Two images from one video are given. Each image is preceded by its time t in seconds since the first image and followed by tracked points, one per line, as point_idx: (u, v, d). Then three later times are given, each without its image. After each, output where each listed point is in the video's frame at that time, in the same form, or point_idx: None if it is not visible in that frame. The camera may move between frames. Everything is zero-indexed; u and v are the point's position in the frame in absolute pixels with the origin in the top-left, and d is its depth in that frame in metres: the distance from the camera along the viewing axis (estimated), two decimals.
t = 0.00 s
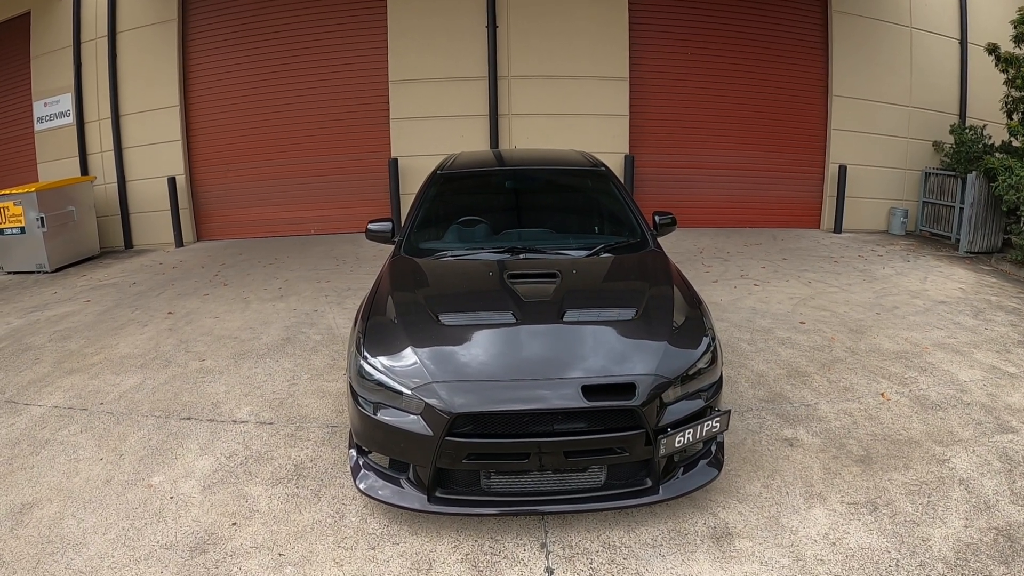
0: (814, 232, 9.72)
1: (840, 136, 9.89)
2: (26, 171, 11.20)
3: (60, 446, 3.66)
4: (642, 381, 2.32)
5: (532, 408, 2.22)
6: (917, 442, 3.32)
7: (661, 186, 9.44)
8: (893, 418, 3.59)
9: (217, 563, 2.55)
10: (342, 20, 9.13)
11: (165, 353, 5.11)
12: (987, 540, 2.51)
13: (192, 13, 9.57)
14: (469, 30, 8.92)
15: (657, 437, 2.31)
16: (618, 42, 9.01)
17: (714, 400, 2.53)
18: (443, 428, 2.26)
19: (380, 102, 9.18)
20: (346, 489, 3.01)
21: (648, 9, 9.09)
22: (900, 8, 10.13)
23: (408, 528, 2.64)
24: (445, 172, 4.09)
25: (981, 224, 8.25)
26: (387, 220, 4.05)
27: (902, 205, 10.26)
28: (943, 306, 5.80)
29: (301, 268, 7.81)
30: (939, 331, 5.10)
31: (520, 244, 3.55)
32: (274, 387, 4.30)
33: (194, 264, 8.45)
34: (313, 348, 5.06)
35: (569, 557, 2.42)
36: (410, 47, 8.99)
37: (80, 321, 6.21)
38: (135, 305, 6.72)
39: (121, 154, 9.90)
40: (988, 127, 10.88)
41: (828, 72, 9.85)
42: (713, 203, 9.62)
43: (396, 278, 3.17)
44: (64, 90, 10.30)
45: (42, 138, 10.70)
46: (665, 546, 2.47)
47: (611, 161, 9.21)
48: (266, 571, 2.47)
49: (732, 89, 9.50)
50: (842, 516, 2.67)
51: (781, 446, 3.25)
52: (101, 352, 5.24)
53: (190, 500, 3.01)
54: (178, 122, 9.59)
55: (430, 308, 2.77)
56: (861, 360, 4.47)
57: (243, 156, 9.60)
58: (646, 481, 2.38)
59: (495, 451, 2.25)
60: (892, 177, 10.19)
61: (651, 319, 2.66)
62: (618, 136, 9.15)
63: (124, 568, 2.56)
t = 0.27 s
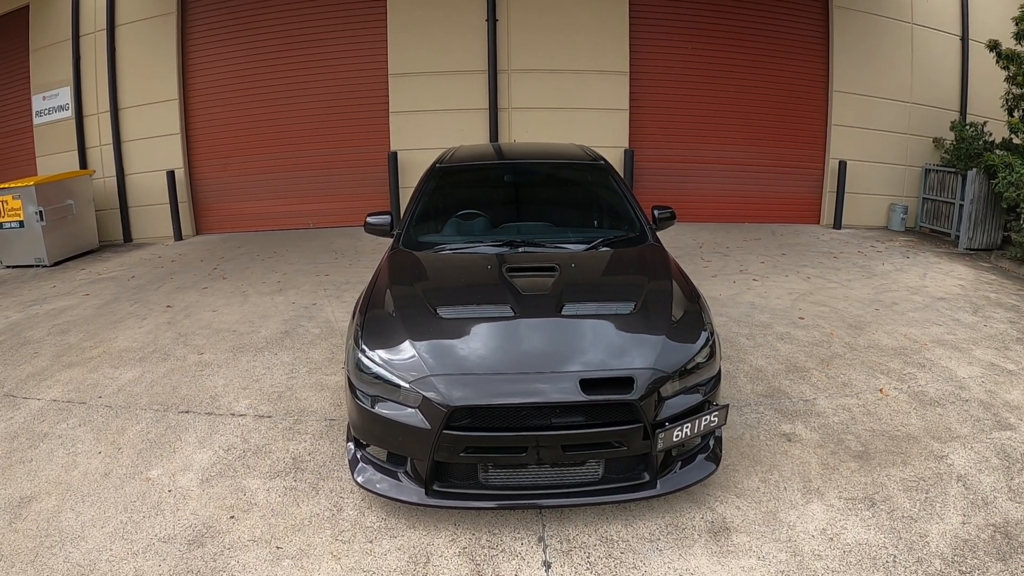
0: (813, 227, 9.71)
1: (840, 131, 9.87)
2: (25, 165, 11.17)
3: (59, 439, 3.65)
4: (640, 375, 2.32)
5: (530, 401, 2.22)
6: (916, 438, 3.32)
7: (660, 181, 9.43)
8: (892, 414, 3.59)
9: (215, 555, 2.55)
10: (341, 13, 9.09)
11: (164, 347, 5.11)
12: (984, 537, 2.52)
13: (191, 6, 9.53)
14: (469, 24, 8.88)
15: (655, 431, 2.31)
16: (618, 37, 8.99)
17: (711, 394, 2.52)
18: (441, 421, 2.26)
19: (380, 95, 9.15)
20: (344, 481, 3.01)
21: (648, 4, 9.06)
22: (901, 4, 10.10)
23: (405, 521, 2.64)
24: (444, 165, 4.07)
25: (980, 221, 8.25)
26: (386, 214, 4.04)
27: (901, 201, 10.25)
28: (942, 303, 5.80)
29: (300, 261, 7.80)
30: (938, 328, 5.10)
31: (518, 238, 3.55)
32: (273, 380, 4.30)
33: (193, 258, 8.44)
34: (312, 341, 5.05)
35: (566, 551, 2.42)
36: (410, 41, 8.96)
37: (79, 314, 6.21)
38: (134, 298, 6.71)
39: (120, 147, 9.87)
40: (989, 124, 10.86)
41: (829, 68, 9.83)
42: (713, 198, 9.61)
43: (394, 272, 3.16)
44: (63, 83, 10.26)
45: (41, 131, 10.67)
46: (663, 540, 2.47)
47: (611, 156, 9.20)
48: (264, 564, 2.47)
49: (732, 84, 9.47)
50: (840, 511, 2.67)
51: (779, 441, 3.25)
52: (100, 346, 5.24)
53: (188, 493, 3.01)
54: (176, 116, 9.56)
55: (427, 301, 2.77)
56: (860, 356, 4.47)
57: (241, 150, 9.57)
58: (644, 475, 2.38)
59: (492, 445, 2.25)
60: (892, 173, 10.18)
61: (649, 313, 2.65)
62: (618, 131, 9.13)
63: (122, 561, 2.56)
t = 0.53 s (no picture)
0: (812, 219, 9.70)
1: (840, 123, 9.84)
2: (21, 155, 11.11)
3: (55, 430, 3.64)
4: (636, 364, 2.30)
5: (526, 390, 2.21)
6: (913, 430, 3.32)
7: (659, 172, 9.39)
8: (889, 406, 3.59)
9: (211, 545, 2.54)
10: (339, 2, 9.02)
11: (160, 337, 5.09)
12: (981, 530, 2.51)
13: None
14: (468, 13, 8.82)
15: (651, 421, 2.30)
16: (618, 26, 8.93)
17: (708, 384, 2.51)
18: (436, 410, 2.25)
19: (378, 85, 9.09)
20: (340, 471, 3.00)
21: None
22: None
23: (401, 510, 2.63)
24: (442, 154, 4.04)
25: (979, 214, 8.23)
26: (382, 202, 4.01)
27: (901, 193, 10.23)
28: (941, 295, 5.79)
29: (297, 251, 7.78)
30: (937, 320, 5.09)
31: (516, 227, 3.52)
32: (269, 369, 4.29)
33: (190, 248, 8.41)
34: (309, 330, 5.04)
35: (562, 541, 2.41)
36: (408, 30, 8.90)
37: (76, 304, 6.18)
38: (131, 288, 6.69)
39: (117, 137, 9.81)
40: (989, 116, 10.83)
41: (829, 60, 9.78)
42: (712, 189, 9.58)
43: (390, 261, 3.14)
44: (58, 72, 10.19)
45: (36, 121, 10.60)
46: (659, 531, 2.46)
47: (610, 147, 9.16)
48: (260, 553, 2.46)
49: (732, 75, 9.42)
50: (837, 502, 2.67)
51: (777, 432, 3.24)
52: (97, 336, 5.22)
53: (184, 483, 3.00)
54: (173, 106, 9.50)
55: (423, 290, 2.75)
56: (858, 347, 4.46)
57: (239, 140, 9.51)
58: (640, 465, 2.37)
59: (488, 434, 2.24)
60: (891, 165, 10.15)
61: (646, 302, 2.64)
62: (617, 122, 9.09)
63: (118, 551, 2.56)
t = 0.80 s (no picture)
0: (815, 213, 9.65)
1: (842, 117, 9.78)
2: (22, 155, 11.10)
3: (55, 429, 3.63)
4: (636, 361, 2.28)
5: (525, 387, 2.19)
6: (916, 426, 3.29)
7: (660, 167, 9.35)
8: (892, 401, 3.56)
9: (210, 544, 2.53)
10: None
11: (161, 335, 5.08)
12: (985, 527, 2.49)
13: None
14: (467, 9, 8.78)
15: (652, 418, 2.27)
16: (618, 21, 8.89)
17: (710, 380, 2.49)
18: (434, 408, 2.23)
19: (377, 81, 9.06)
20: (339, 469, 2.99)
21: None
22: None
23: (400, 509, 2.61)
24: (440, 149, 4.02)
25: (982, 208, 8.18)
26: (381, 199, 3.99)
27: (903, 187, 10.17)
28: (944, 289, 5.75)
29: (298, 248, 7.76)
30: (940, 314, 5.06)
31: (515, 223, 3.50)
32: (269, 367, 4.28)
33: (191, 246, 8.40)
34: (309, 328, 5.02)
35: (562, 539, 2.39)
36: (407, 26, 8.87)
37: (76, 304, 6.17)
38: (131, 287, 6.68)
39: (117, 136, 9.80)
40: (992, 109, 10.76)
41: (831, 53, 9.72)
42: (714, 184, 9.54)
43: (388, 257, 3.12)
44: (58, 72, 10.17)
45: (37, 121, 10.59)
46: (660, 529, 2.44)
47: (611, 141, 9.12)
48: (259, 552, 2.45)
49: (733, 69, 9.37)
50: (840, 499, 2.65)
51: (779, 428, 3.22)
52: (97, 335, 5.21)
53: (183, 482, 2.99)
54: (173, 104, 9.48)
55: (421, 286, 2.73)
56: (860, 342, 4.44)
57: (239, 138, 9.49)
58: (641, 462, 2.35)
59: (487, 432, 2.22)
60: (894, 158, 10.10)
61: (646, 298, 2.61)
62: (618, 116, 9.05)
63: (117, 551, 2.55)
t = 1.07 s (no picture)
0: (816, 211, 9.61)
1: (845, 115, 9.74)
2: (22, 151, 11.07)
3: (51, 427, 3.61)
4: (634, 362, 2.25)
5: (520, 389, 2.16)
6: (918, 428, 3.26)
7: (662, 165, 9.31)
8: (893, 403, 3.53)
9: (203, 545, 2.51)
10: None
11: (158, 332, 5.05)
12: (986, 532, 2.46)
13: None
14: (468, 6, 8.74)
15: (649, 421, 2.25)
16: (620, 18, 8.84)
17: (708, 382, 2.46)
18: (428, 409, 2.20)
19: (378, 77, 9.02)
20: (334, 469, 2.96)
21: None
22: None
23: (394, 510, 2.58)
24: (439, 146, 3.99)
25: (985, 208, 8.13)
26: (378, 196, 3.95)
27: (905, 186, 10.12)
28: (946, 290, 5.71)
29: (297, 245, 7.74)
30: (942, 315, 5.02)
31: (513, 221, 3.47)
32: (265, 365, 4.25)
33: (190, 242, 8.38)
34: (306, 325, 4.99)
35: (557, 542, 2.37)
36: (408, 23, 8.83)
37: (75, 300, 6.15)
38: (130, 283, 6.66)
39: (117, 132, 9.76)
40: (995, 108, 10.71)
41: (834, 51, 9.67)
42: (716, 182, 9.49)
43: (385, 255, 3.09)
44: (58, 68, 10.14)
45: (37, 117, 10.56)
46: (657, 532, 2.41)
47: (612, 139, 9.08)
48: (252, 553, 2.42)
49: (736, 67, 9.32)
50: (839, 503, 2.62)
51: (778, 430, 3.19)
52: (95, 332, 5.19)
53: (177, 481, 2.96)
54: (173, 100, 9.45)
55: (417, 285, 2.70)
56: (862, 343, 4.40)
57: (239, 134, 9.46)
58: (638, 465, 2.32)
59: (482, 434, 2.19)
60: (896, 158, 10.05)
61: (645, 298, 2.58)
62: (619, 114, 9.01)
63: (110, 550, 2.52)
